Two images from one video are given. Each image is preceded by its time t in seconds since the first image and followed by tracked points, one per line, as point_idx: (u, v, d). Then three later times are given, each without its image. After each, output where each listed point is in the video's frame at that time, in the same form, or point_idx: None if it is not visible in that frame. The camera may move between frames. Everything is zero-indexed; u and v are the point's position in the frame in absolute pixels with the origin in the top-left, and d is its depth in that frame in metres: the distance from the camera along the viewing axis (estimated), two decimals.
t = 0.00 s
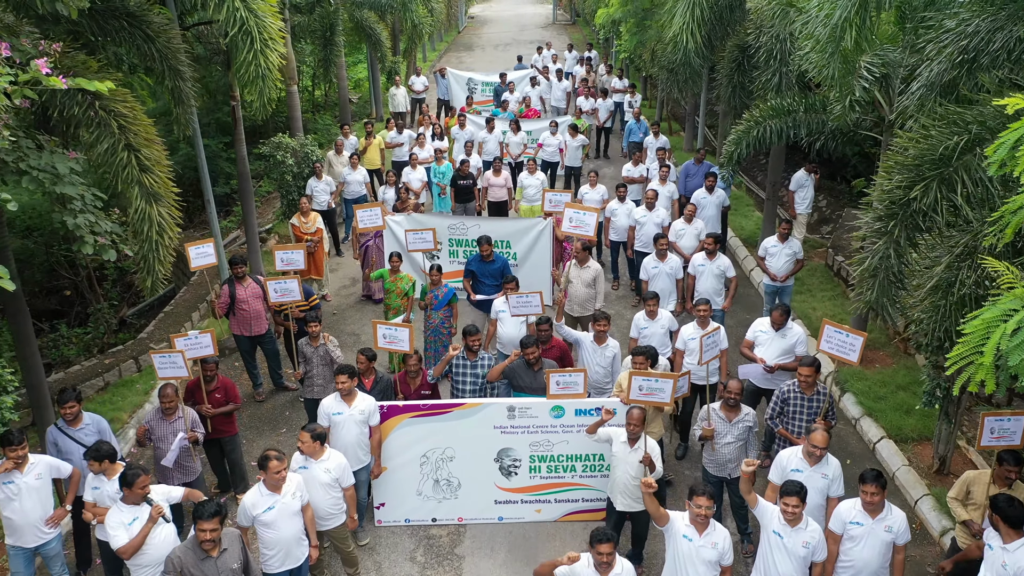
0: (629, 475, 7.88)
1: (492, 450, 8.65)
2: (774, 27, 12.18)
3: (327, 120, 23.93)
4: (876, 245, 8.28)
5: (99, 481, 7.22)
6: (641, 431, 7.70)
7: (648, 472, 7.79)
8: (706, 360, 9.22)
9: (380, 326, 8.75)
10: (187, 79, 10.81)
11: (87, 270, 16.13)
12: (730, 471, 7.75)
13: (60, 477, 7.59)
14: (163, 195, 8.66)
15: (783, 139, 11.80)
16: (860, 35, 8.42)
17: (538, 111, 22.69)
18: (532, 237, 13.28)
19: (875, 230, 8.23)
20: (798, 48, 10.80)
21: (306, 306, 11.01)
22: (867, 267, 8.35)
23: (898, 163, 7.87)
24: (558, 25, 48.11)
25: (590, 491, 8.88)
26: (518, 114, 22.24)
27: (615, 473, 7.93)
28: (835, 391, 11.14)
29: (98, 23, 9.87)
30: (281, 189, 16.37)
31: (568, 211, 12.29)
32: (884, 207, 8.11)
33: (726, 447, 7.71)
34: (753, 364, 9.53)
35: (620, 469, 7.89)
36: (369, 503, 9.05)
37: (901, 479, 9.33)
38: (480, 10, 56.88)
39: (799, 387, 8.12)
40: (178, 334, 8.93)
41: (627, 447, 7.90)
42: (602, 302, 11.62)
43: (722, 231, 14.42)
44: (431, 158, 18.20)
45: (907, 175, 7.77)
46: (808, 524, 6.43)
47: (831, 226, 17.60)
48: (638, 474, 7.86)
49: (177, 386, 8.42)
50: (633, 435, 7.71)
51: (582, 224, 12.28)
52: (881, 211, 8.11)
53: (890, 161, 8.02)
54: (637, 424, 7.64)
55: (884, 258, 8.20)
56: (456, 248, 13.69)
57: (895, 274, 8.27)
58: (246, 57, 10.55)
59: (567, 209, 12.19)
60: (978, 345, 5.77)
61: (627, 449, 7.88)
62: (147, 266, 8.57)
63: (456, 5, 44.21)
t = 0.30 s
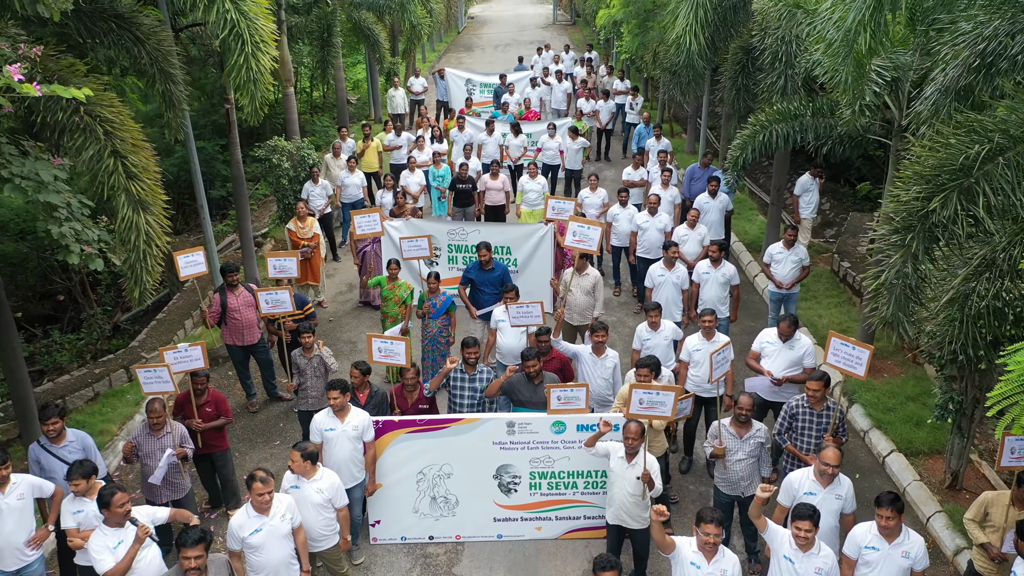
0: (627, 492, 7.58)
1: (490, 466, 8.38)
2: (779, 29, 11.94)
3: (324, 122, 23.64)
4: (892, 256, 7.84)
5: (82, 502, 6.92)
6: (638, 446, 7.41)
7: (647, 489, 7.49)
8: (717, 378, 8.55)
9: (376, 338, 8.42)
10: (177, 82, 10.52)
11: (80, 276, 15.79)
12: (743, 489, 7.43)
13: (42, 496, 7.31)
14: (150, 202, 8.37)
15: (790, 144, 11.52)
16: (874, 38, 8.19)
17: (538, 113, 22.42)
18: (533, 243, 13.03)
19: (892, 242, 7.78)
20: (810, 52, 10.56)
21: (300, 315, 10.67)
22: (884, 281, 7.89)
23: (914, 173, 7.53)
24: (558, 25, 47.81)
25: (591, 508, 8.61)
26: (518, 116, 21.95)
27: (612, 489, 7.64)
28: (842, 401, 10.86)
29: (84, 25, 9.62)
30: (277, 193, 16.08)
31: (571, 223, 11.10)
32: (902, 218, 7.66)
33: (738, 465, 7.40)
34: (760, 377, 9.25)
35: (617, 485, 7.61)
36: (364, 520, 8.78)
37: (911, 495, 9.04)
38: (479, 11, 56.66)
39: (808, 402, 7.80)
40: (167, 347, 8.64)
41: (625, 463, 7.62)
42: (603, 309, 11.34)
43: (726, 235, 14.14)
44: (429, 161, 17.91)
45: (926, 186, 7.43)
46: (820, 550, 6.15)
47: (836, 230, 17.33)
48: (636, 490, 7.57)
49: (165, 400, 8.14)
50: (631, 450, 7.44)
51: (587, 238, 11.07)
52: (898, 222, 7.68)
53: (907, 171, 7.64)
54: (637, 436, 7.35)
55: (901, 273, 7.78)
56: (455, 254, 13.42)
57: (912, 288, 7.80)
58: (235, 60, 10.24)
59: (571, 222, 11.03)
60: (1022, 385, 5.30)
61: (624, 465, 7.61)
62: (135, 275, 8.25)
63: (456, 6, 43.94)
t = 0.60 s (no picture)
0: (628, 512, 7.30)
1: (489, 484, 8.10)
2: (785, 30, 11.64)
3: (321, 124, 23.33)
4: (911, 273, 7.20)
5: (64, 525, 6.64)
6: (637, 463, 7.18)
7: (648, 507, 7.22)
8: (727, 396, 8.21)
9: (370, 352, 8.14)
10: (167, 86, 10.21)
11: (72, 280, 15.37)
12: (757, 511, 7.16)
13: (23, 517, 7.02)
14: (137, 210, 8.10)
15: (798, 149, 11.25)
16: (891, 42, 7.94)
17: (538, 115, 22.12)
18: (533, 249, 12.74)
19: (913, 257, 7.14)
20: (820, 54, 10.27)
21: (293, 325, 10.38)
22: (903, 298, 7.19)
23: (935, 185, 7.10)
24: (558, 25, 47.47)
25: (593, 526, 8.32)
26: (517, 118, 21.64)
27: (613, 509, 7.36)
28: (851, 413, 10.58)
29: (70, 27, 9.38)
30: (273, 198, 15.78)
31: (569, 235, 10.29)
32: (921, 232, 7.08)
33: (749, 485, 7.13)
34: (767, 390, 8.97)
35: (618, 506, 7.33)
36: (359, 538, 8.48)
37: (924, 511, 8.76)
38: (479, 11, 56.34)
39: (819, 419, 7.49)
40: (155, 361, 8.34)
41: (624, 480, 7.35)
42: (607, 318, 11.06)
43: (730, 241, 13.85)
44: (428, 164, 17.61)
45: (947, 198, 6.99)
46: None
47: (840, 233, 17.06)
48: (638, 509, 7.30)
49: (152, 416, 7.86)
50: (629, 467, 7.19)
51: (586, 252, 10.24)
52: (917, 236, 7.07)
53: (927, 182, 7.21)
54: (633, 452, 7.11)
55: (922, 289, 7.08)
56: (454, 260, 13.12)
57: (935, 305, 7.10)
58: (225, 66, 9.96)
59: (567, 235, 10.28)
60: None
61: (623, 483, 7.33)
62: (121, 287, 7.98)
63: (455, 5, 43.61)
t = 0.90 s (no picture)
0: (631, 534, 7.05)
1: (488, 502, 7.78)
2: (791, 32, 11.45)
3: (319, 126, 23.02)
4: (932, 289, 6.96)
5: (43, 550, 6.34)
6: (638, 483, 6.89)
7: (651, 528, 6.97)
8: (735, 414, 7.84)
9: (365, 367, 7.89)
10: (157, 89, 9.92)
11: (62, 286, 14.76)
12: (769, 533, 6.94)
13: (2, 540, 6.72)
14: (123, 219, 7.87)
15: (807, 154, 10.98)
16: (910, 45, 7.65)
17: (539, 117, 21.83)
18: (534, 255, 12.45)
19: (934, 272, 6.90)
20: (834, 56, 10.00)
21: (288, 334, 10.09)
22: (924, 314, 6.92)
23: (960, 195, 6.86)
24: (558, 25, 47.13)
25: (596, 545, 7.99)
26: (517, 119, 21.33)
27: (614, 531, 7.10)
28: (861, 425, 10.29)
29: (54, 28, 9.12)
30: (268, 202, 15.47)
31: (566, 246, 10.21)
32: (945, 245, 6.85)
33: (759, 507, 6.93)
34: (776, 403, 8.67)
35: (620, 527, 7.08)
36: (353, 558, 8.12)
37: (939, 529, 8.46)
38: (479, 11, 56.02)
39: (831, 436, 7.20)
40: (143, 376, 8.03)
41: (624, 501, 7.08)
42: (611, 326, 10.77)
43: (735, 246, 13.55)
44: (427, 167, 17.31)
45: (971, 210, 6.75)
46: None
47: (845, 238, 16.76)
48: (642, 531, 7.04)
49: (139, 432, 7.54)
50: (629, 487, 6.91)
51: (584, 260, 10.17)
52: (940, 249, 6.85)
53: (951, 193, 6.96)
54: (634, 471, 6.82)
55: (944, 304, 6.81)
56: (453, 266, 12.81)
57: (956, 326, 6.83)
58: (214, 70, 9.67)
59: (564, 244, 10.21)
60: None
61: (624, 504, 7.07)
62: (106, 298, 7.76)
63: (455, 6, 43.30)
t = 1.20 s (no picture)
0: (634, 559, 6.77)
1: (487, 522, 7.46)
2: (798, 33, 11.24)
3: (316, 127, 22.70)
4: (957, 306, 6.71)
5: None
6: (643, 506, 6.62)
7: (654, 553, 6.67)
8: (741, 435, 7.10)
9: (358, 383, 7.63)
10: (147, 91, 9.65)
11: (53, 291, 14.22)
12: (779, 558, 6.74)
13: None
14: (107, 229, 7.67)
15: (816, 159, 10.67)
16: (933, 47, 7.30)
17: (539, 119, 21.53)
18: (535, 261, 12.16)
19: (958, 289, 6.65)
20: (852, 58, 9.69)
21: (281, 345, 9.77)
22: (948, 335, 6.67)
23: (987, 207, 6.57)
24: (557, 25, 46.82)
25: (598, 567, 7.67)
26: (517, 121, 21.03)
27: (619, 556, 6.84)
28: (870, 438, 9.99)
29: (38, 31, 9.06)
30: (264, 206, 15.16)
31: (567, 257, 9.80)
32: (969, 261, 6.59)
33: (770, 530, 6.73)
34: (785, 417, 8.37)
35: (624, 551, 6.82)
36: None
37: (953, 549, 8.16)
38: (478, 11, 55.71)
39: (844, 455, 6.88)
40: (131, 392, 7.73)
41: (628, 525, 6.83)
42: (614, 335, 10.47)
43: (739, 252, 13.25)
44: (426, 170, 17.01)
45: (999, 223, 6.48)
46: None
47: (851, 243, 16.45)
48: (645, 555, 6.75)
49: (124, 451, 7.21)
50: (632, 510, 6.64)
51: (587, 271, 9.79)
52: (965, 266, 6.60)
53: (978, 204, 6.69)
54: (637, 492, 6.56)
55: (969, 324, 6.55)
56: (452, 272, 12.51)
57: (980, 347, 6.58)
58: (202, 75, 9.38)
59: (565, 255, 9.80)
60: None
61: (628, 528, 6.81)
62: (90, 312, 7.52)
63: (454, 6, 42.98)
